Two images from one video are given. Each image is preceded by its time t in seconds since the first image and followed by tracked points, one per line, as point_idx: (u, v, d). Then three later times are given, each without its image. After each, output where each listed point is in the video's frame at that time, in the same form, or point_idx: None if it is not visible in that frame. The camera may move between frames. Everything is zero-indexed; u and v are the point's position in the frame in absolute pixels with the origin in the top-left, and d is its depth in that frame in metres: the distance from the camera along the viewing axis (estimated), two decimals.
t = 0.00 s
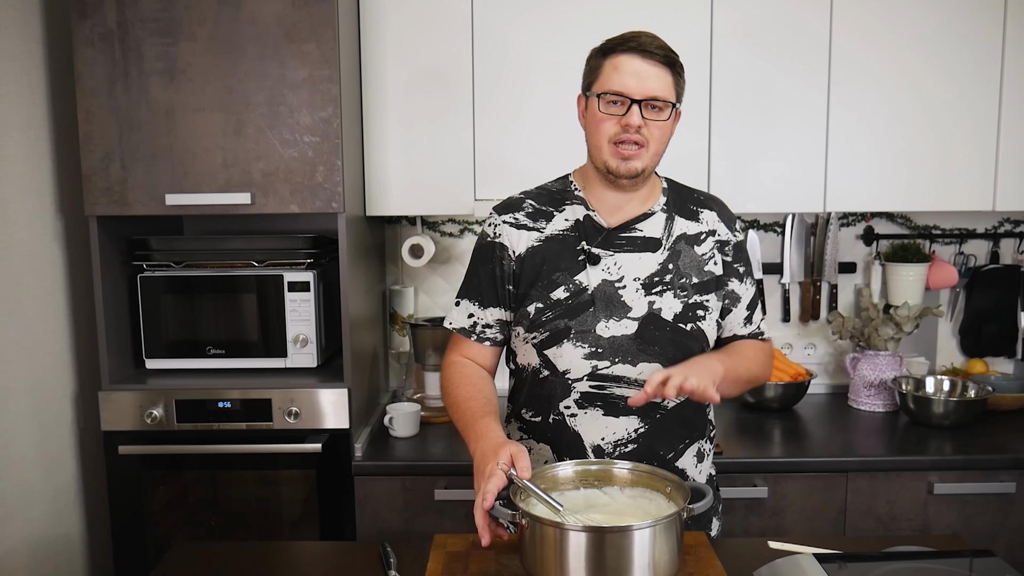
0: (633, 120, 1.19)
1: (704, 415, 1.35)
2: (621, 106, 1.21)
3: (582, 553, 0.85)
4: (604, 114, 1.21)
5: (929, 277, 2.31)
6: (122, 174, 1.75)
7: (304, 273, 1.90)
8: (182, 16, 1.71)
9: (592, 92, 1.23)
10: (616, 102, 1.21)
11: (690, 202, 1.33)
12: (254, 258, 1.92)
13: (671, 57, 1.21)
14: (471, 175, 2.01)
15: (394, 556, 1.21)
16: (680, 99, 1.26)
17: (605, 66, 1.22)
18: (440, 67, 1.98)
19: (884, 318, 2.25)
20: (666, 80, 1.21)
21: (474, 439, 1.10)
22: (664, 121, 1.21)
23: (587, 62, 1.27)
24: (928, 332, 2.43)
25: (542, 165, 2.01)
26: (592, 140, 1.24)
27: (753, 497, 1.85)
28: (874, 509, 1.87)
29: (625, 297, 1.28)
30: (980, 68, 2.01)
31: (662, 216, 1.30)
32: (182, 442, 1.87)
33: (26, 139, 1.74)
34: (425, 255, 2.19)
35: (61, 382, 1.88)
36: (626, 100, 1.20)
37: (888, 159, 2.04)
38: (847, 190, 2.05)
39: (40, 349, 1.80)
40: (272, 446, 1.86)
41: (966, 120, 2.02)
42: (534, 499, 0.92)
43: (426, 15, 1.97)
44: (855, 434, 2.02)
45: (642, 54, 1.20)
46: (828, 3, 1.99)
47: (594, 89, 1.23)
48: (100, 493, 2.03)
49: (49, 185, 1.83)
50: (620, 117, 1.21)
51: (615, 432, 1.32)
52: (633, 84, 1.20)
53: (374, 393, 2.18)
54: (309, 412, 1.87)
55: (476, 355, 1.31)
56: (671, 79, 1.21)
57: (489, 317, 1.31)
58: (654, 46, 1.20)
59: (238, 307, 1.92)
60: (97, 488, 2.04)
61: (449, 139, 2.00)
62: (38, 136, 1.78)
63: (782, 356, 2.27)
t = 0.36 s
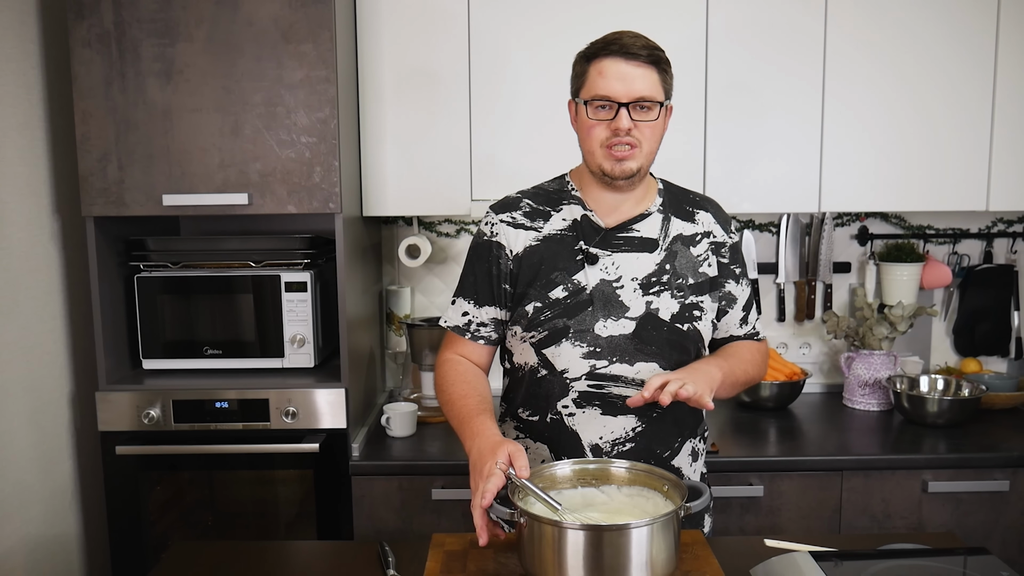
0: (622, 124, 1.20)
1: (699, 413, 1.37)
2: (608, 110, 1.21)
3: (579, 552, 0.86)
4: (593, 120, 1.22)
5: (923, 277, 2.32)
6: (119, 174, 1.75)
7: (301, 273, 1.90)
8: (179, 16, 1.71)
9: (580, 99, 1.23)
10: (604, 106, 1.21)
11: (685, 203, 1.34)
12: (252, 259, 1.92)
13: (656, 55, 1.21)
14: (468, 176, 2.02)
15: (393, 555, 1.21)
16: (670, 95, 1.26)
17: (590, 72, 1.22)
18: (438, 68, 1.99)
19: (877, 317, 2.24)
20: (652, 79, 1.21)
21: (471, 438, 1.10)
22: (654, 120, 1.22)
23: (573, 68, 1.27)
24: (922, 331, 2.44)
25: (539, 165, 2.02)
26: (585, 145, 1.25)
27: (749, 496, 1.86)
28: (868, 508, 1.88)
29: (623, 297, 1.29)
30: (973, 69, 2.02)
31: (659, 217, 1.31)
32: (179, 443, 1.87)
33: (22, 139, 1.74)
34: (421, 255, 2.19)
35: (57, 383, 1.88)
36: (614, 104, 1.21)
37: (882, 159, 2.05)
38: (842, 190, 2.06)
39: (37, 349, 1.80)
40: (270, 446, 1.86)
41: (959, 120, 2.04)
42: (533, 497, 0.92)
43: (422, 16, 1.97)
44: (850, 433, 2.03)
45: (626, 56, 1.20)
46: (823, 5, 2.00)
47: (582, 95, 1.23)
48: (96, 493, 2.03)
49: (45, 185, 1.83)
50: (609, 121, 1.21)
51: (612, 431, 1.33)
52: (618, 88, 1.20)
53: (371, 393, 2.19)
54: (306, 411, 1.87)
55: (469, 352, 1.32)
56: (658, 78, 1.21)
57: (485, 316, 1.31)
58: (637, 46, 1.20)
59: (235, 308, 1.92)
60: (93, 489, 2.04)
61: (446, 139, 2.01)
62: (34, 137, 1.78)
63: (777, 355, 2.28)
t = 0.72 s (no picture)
0: (608, 126, 1.20)
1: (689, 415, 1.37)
2: (595, 112, 1.22)
3: (576, 550, 0.87)
4: (580, 122, 1.22)
5: (917, 276, 2.33)
6: (115, 174, 1.75)
7: (297, 273, 1.91)
8: (175, 16, 1.71)
9: (567, 100, 1.24)
10: (590, 108, 1.22)
11: (678, 202, 1.35)
12: (248, 258, 1.92)
13: (643, 56, 1.21)
14: (464, 176, 2.02)
15: (389, 554, 1.21)
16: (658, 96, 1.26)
17: (576, 74, 1.23)
18: (434, 67, 1.99)
19: (872, 316, 2.24)
20: (639, 81, 1.21)
21: (466, 438, 1.11)
22: (641, 122, 1.22)
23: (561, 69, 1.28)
24: (916, 330, 2.45)
25: (535, 165, 2.02)
26: (573, 147, 1.26)
27: (744, 494, 1.87)
28: (863, 506, 1.89)
29: (612, 297, 1.30)
30: (968, 69, 2.03)
31: (650, 216, 1.31)
32: (175, 442, 1.87)
33: (18, 139, 1.74)
34: (417, 254, 2.20)
35: (53, 382, 1.88)
36: (600, 107, 1.21)
37: (878, 158, 2.06)
38: (838, 190, 2.07)
39: (32, 349, 1.79)
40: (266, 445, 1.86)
41: (954, 120, 2.05)
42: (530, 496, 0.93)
43: (417, 15, 1.98)
44: (845, 431, 2.04)
45: (613, 58, 1.20)
46: (818, 5, 2.01)
47: (570, 97, 1.24)
48: (93, 493, 2.03)
49: (41, 185, 1.82)
50: (596, 123, 1.22)
51: (601, 430, 1.33)
52: (604, 90, 1.20)
53: (367, 392, 2.19)
54: (303, 411, 1.87)
55: (464, 354, 1.33)
56: (644, 79, 1.21)
57: (478, 317, 1.31)
58: (623, 48, 1.20)
59: (231, 308, 1.92)
60: (89, 488, 2.04)
61: (442, 138, 2.01)
62: (30, 136, 1.78)
63: (772, 355, 2.29)
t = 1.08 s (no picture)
0: (608, 123, 1.21)
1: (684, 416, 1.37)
2: (595, 108, 1.22)
3: (573, 549, 0.87)
4: (580, 117, 1.23)
5: (912, 276, 2.35)
6: (111, 174, 1.75)
7: (293, 273, 1.91)
8: (171, 16, 1.71)
9: (568, 95, 1.24)
10: (591, 104, 1.22)
11: (673, 202, 1.35)
12: (244, 259, 1.92)
13: (646, 58, 1.22)
14: (460, 176, 2.03)
15: (386, 554, 1.21)
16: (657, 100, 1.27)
17: (579, 70, 1.23)
18: (430, 68, 1.99)
19: (867, 316, 2.25)
20: (641, 82, 1.22)
21: (463, 438, 1.11)
22: (640, 122, 1.23)
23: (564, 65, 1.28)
24: (911, 329, 2.46)
25: (531, 165, 2.03)
26: (570, 143, 1.26)
27: (739, 494, 1.88)
28: (858, 505, 1.90)
29: (603, 297, 1.30)
30: (962, 70, 2.04)
31: (643, 216, 1.32)
32: (172, 443, 1.87)
33: (14, 139, 1.74)
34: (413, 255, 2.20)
35: (49, 383, 1.87)
36: (601, 103, 1.21)
37: (873, 158, 2.07)
38: (833, 190, 2.08)
39: (28, 349, 1.79)
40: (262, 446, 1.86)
41: (949, 121, 2.06)
42: (527, 496, 0.93)
43: (413, 16, 1.98)
44: (840, 431, 2.05)
45: (616, 57, 1.21)
46: (814, 6, 2.02)
47: (571, 92, 1.24)
48: (89, 494, 2.03)
49: (37, 186, 1.82)
50: (596, 119, 1.22)
51: (592, 430, 1.34)
52: (607, 87, 1.21)
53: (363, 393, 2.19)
54: (299, 411, 1.88)
55: (463, 354, 1.33)
56: (646, 80, 1.22)
57: (476, 317, 1.33)
58: (627, 48, 1.21)
59: (227, 308, 1.92)
60: (85, 489, 2.03)
61: (437, 139, 2.01)
62: (25, 137, 1.78)
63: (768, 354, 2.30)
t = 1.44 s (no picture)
0: (612, 115, 1.22)
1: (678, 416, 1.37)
2: (601, 101, 1.24)
3: (568, 549, 0.88)
4: (585, 108, 1.24)
5: (906, 276, 2.35)
6: (106, 175, 1.75)
7: (289, 273, 1.91)
8: (166, 17, 1.71)
9: (574, 87, 1.26)
10: (597, 97, 1.24)
11: (667, 202, 1.36)
12: (239, 259, 1.92)
13: (652, 59, 1.25)
14: (455, 176, 2.03)
15: (382, 554, 1.22)
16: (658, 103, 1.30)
17: (587, 62, 1.25)
18: (425, 68, 2.00)
19: (861, 316, 2.26)
20: (645, 80, 1.24)
21: (459, 438, 1.12)
22: (642, 119, 1.24)
23: (570, 60, 1.30)
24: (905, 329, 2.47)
25: (526, 166, 2.03)
26: (571, 135, 1.26)
27: (734, 493, 1.89)
28: (853, 504, 1.91)
29: (596, 298, 1.31)
30: (956, 70, 2.05)
31: (637, 217, 1.32)
32: (167, 443, 1.87)
33: (9, 140, 1.74)
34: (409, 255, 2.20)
35: (45, 384, 1.87)
36: (607, 96, 1.23)
37: (868, 158, 2.08)
38: (828, 190, 2.09)
39: (24, 350, 1.79)
40: (258, 446, 1.86)
41: (943, 121, 2.07)
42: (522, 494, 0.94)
43: (409, 16, 1.98)
44: (834, 430, 2.06)
45: (624, 53, 1.23)
46: (809, 7, 2.03)
47: (577, 84, 1.26)
48: (85, 494, 2.03)
49: (33, 186, 1.82)
50: (600, 112, 1.24)
51: (585, 431, 1.34)
52: (613, 81, 1.23)
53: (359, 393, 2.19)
54: (294, 411, 1.88)
55: (459, 356, 1.34)
56: (650, 80, 1.25)
57: (472, 319, 1.33)
58: (635, 47, 1.24)
59: (222, 309, 1.92)
60: (81, 489, 2.03)
61: (433, 139, 2.02)
62: (20, 138, 1.78)
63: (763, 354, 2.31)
